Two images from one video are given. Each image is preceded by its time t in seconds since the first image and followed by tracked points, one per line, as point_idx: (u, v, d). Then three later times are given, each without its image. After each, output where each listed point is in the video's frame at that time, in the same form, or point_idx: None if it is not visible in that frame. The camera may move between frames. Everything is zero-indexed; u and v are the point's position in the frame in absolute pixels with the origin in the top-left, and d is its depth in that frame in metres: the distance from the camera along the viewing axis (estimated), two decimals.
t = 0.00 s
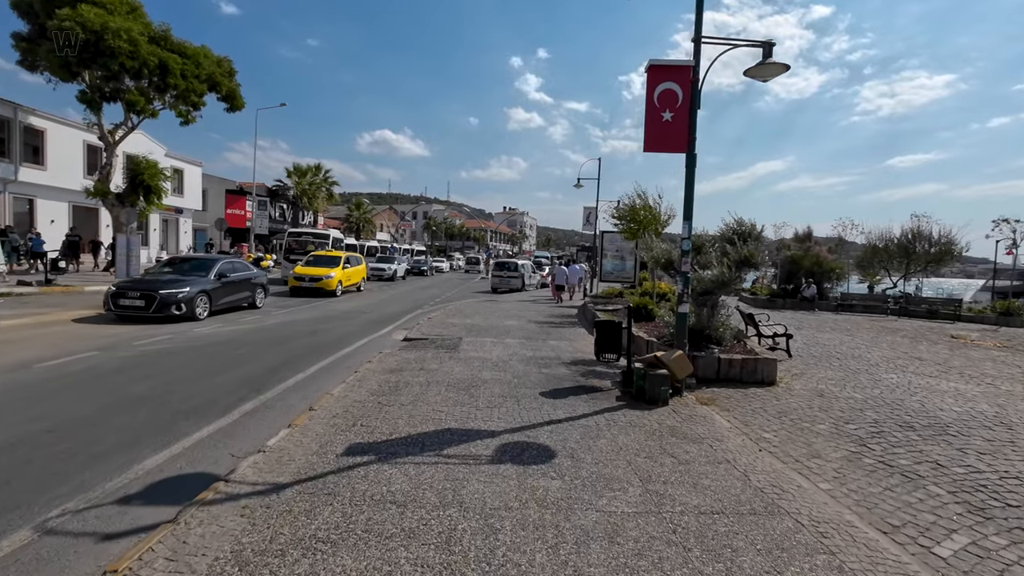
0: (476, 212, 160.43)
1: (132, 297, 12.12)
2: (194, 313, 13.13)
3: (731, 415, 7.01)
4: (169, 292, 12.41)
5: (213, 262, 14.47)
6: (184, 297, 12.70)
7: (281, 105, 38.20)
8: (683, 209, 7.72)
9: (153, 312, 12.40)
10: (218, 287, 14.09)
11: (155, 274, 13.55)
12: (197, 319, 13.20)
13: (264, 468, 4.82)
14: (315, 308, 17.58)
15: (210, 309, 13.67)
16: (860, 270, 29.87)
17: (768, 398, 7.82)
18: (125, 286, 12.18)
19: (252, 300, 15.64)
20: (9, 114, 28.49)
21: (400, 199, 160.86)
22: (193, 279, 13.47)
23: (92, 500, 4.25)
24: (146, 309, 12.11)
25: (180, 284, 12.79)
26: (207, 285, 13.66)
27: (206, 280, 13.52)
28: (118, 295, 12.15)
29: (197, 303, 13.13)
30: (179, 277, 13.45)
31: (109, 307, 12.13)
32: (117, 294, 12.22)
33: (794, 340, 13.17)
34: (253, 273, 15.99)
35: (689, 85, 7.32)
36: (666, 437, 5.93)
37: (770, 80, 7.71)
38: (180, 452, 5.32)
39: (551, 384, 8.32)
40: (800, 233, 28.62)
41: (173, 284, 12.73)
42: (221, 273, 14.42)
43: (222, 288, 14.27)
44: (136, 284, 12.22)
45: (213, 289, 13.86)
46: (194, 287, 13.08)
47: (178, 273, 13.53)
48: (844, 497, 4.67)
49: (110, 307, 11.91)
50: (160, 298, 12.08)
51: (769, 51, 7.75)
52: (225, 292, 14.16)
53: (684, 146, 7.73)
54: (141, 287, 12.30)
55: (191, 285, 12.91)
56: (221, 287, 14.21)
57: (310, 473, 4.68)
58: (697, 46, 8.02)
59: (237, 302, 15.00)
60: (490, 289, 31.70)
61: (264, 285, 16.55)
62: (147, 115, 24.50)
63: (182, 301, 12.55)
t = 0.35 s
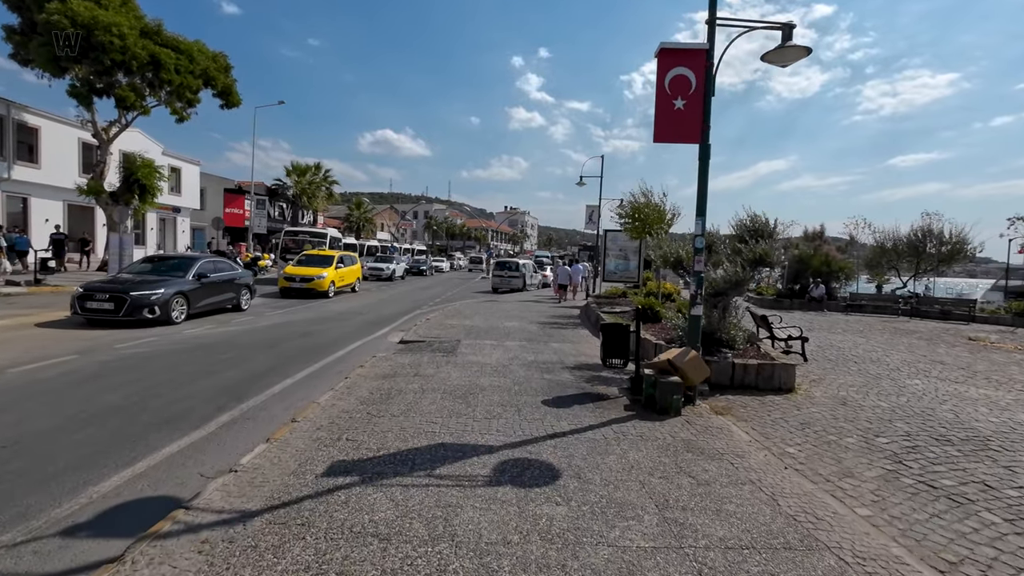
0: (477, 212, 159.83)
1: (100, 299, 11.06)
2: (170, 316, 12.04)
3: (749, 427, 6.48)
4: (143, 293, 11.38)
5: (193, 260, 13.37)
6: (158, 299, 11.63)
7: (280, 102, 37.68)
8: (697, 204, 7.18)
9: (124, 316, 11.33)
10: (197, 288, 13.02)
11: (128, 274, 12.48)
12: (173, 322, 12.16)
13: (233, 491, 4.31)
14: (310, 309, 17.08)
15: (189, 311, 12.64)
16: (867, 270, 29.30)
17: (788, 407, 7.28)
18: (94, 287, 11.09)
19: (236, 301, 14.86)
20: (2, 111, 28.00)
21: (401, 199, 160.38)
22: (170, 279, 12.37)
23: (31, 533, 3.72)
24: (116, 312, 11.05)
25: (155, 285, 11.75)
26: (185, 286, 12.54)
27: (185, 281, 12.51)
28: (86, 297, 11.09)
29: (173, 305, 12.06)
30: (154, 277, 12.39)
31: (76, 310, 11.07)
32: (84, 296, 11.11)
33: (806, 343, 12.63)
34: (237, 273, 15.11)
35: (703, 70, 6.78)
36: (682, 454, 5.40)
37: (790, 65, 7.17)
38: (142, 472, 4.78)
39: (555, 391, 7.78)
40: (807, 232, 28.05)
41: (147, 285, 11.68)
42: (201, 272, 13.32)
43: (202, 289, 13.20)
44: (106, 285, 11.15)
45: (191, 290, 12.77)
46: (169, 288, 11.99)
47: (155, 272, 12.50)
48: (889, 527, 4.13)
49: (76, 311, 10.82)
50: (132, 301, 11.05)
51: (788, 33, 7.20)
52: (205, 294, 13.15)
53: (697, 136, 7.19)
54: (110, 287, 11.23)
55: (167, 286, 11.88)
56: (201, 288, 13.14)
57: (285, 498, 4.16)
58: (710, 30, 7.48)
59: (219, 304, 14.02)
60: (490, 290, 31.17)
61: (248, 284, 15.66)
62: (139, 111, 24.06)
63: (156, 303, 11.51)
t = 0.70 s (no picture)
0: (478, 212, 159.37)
1: (70, 304, 10.54)
2: (147, 321, 11.48)
3: (771, 443, 5.97)
4: (118, 298, 10.85)
5: (175, 261, 12.82)
6: (134, 303, 11.09)
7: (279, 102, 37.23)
8: (712, 202, 6.69)
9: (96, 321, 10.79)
10: (178, 291, 12.47)
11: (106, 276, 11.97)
12: (151, 327, 11.58)
13: (198, 523, 3.82)
14: (306, 311, 16.61)
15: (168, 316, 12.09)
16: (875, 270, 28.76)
17: (810, 420, 6.77)
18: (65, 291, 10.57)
19: (221, 304, 14.34)
20: None
21: (402, 199, 159.90)
22: (148, 282, 11.84)
23: None
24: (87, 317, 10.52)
25: (132, 288, 11.21)
26: (163, 289, 11.97)
27: (163, 284, 11.95)
28: (56, 301, 10.58)
29: (150, 310, 11.49)
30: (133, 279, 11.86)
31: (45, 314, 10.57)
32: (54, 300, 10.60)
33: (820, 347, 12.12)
34: (223, 274, 14.58)
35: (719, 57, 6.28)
36: (701, 476, 4.90)
37: (812, 51, 6.66)
38: (99, 499, 4.28)
39: (560, 401, 7.28)
40: (814, 232, 27.50)
41: (122, 288, 11.13)
42: (182, 275, 12.75)
43: (183, 292, 12.62)
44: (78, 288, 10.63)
45: (171, 293, 12.20)
46: (146, 291, 11.43)
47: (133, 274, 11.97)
48: (944, 567, 3.62)
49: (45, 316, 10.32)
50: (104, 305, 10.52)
51: (811, 17, 6.68)
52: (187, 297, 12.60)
53: (712, 129, 6.68)
54: (81, 291, 10.71)
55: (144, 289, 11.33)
56: (181, 291, 12.57)
57: (257, 533, 3.67)
58: (726, 14, 6.96)
59: (202, 307, 13.48)
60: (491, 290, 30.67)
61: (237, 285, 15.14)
62: (134, 109, 23.59)
63: (130, 308, 10.95)
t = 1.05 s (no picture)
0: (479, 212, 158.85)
1: (38, 306, 10.02)
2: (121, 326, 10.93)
3: (797, 461, 5.42)
4: (88, 300, 10.31)
5: (155, 262, 12.30)
6: (107, 306, 10.55)
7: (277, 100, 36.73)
8: (729, 196, 6.16)
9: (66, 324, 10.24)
10: (157, 293, 11.94)
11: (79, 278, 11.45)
12: (126, 332, 11.03)
13: (144, 564, 3.29)
14: (300, 313, 16.09)
15: (145, 319, 11.54)
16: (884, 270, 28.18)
17: (835, 433, 6.21)
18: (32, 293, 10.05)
19: (206, 306, 13.81)
20: None
21: (403, 199, 159.37)
22: (125, 283, 11.32)
23: None
24: (55, 321, 9.98)
25: (105, 290, 10.68)
26: (141, 291, 11.45)
27: (139, 286, 11.44)
28: (23, 304, 10.06)
29: (125, 313, 10.94)
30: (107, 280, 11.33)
31: (12, 319, 10.05)
32: (21, 302, 10.07)
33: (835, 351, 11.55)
34: (209, 275, 14.06)
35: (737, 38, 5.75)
36: (723, 503, 4.34)
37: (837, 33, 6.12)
38: (39, 532, 3.76)
39: (563, 412, 6.74)
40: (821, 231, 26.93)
41: (95, 290, 10.60)
42: (162, 276, 12.24)
43: (163, 294, 12.10)
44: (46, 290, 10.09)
45: (149, 296, 11.68)
46: (121, 294, 10.90)
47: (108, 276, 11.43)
48: None
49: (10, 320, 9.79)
50: (74, 308, 9.99)
51: None
52: (165, 299, 12.07)
53: (729, 117, 6.15)
54: (51, 293, 10.19)
55: (118, 291, 10.81)
56: (161, 293, 12.04)
57: None
58: None
59: (184, 310, 12.94)
60: (492, 291, 30.14)
61: (223, 287, 14.59)
62: (127, 106, 23.09)
63: (103, 311, 10.42)
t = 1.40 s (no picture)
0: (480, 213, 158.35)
1: (11, 309, 9.62)
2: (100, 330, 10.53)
3: (831, 484, 4.88)
4: (65, 303, 9.91)
5: (139, 262, 11.86)
6: (85, 310, 10.15)
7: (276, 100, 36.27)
8: (752, 191, 5.63)
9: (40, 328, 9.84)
10: (141, 295, 11.51)
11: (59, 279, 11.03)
12: (106, 336, 10.61)
13: None
14: (295, 316, 15.55)
15: (126, 322, 11.12)
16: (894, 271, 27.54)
17: (870, 451, 5.65)
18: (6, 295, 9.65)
19: (195, 308, 13.35)
20: None
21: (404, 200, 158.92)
22: (106, 285, 10.90)
23: None
24: (28, 324, 9.58)
25: (83, 292, 10.27)
26: (122, 293, 11.02)
27: (121, 288, 11.01)
28: None
29: (104, 317, 10.54)
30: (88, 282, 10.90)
31: None
32: None
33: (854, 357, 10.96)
34: (199, 276, 13.59)
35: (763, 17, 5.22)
36: (755, 538, 3.80)
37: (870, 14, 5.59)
38: None
39: (570, 425, 6.19)
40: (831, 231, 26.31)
41: (73, 292, 10.19)
42: (146, 277, 11.80)
43: (147, 296, 11.66)
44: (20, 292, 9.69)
45: (132, 298, 11.25)
46: (100, 296, 10.49)
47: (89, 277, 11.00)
48: None
49: None
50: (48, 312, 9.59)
51: None
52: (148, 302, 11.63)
53: (751, 105, 5.62)
54: (26, 295, 9.79)
55: (97, 294, 10.40)
56: (145, 296, 11.60)
57: None
58: None
59: (170, 313, 12.49)
60: (493, 293, 29.58)
61: (214, 289, 14.13)
62: (123, 103, 22.63)
63: (80, 315, 10.01)
